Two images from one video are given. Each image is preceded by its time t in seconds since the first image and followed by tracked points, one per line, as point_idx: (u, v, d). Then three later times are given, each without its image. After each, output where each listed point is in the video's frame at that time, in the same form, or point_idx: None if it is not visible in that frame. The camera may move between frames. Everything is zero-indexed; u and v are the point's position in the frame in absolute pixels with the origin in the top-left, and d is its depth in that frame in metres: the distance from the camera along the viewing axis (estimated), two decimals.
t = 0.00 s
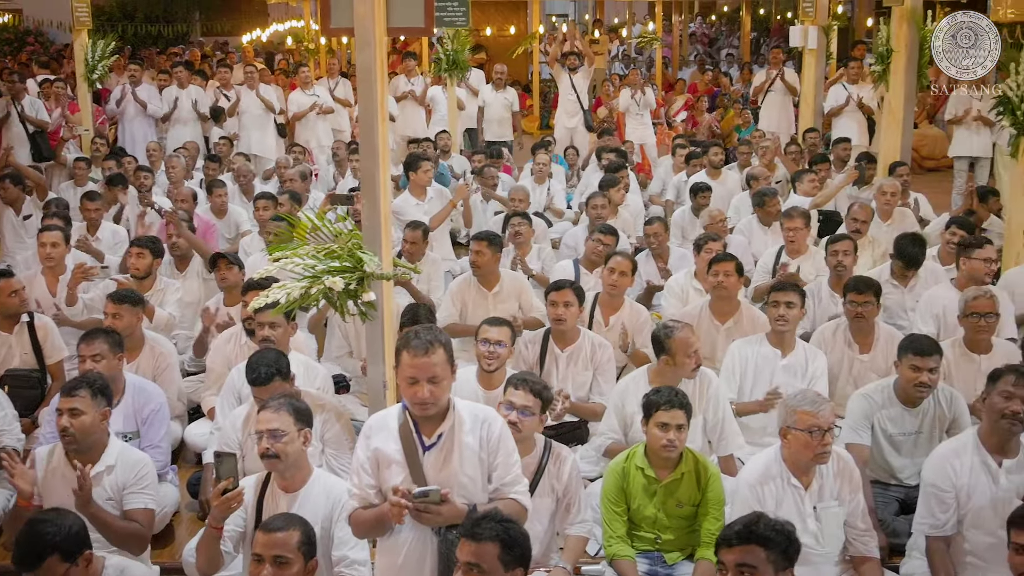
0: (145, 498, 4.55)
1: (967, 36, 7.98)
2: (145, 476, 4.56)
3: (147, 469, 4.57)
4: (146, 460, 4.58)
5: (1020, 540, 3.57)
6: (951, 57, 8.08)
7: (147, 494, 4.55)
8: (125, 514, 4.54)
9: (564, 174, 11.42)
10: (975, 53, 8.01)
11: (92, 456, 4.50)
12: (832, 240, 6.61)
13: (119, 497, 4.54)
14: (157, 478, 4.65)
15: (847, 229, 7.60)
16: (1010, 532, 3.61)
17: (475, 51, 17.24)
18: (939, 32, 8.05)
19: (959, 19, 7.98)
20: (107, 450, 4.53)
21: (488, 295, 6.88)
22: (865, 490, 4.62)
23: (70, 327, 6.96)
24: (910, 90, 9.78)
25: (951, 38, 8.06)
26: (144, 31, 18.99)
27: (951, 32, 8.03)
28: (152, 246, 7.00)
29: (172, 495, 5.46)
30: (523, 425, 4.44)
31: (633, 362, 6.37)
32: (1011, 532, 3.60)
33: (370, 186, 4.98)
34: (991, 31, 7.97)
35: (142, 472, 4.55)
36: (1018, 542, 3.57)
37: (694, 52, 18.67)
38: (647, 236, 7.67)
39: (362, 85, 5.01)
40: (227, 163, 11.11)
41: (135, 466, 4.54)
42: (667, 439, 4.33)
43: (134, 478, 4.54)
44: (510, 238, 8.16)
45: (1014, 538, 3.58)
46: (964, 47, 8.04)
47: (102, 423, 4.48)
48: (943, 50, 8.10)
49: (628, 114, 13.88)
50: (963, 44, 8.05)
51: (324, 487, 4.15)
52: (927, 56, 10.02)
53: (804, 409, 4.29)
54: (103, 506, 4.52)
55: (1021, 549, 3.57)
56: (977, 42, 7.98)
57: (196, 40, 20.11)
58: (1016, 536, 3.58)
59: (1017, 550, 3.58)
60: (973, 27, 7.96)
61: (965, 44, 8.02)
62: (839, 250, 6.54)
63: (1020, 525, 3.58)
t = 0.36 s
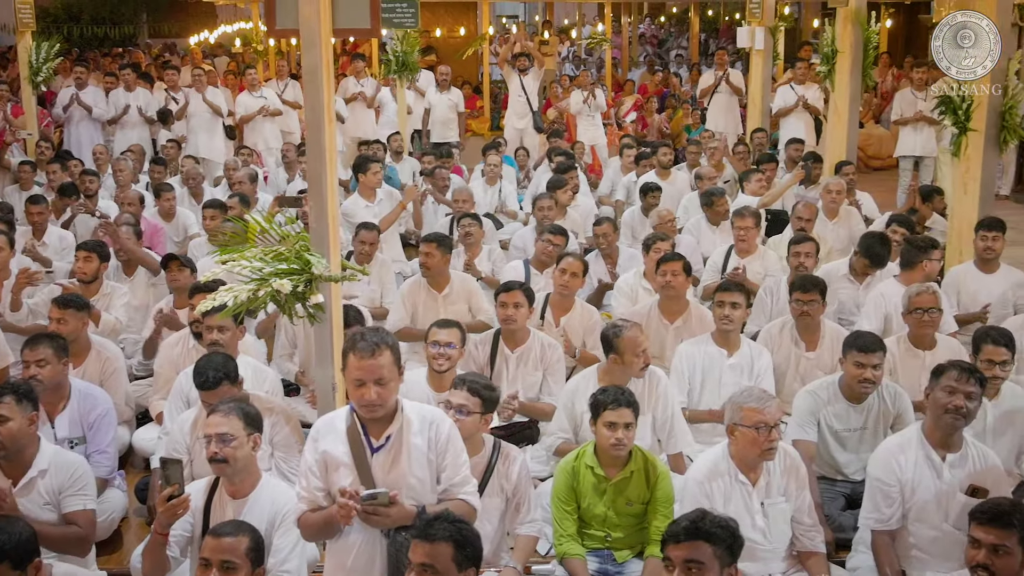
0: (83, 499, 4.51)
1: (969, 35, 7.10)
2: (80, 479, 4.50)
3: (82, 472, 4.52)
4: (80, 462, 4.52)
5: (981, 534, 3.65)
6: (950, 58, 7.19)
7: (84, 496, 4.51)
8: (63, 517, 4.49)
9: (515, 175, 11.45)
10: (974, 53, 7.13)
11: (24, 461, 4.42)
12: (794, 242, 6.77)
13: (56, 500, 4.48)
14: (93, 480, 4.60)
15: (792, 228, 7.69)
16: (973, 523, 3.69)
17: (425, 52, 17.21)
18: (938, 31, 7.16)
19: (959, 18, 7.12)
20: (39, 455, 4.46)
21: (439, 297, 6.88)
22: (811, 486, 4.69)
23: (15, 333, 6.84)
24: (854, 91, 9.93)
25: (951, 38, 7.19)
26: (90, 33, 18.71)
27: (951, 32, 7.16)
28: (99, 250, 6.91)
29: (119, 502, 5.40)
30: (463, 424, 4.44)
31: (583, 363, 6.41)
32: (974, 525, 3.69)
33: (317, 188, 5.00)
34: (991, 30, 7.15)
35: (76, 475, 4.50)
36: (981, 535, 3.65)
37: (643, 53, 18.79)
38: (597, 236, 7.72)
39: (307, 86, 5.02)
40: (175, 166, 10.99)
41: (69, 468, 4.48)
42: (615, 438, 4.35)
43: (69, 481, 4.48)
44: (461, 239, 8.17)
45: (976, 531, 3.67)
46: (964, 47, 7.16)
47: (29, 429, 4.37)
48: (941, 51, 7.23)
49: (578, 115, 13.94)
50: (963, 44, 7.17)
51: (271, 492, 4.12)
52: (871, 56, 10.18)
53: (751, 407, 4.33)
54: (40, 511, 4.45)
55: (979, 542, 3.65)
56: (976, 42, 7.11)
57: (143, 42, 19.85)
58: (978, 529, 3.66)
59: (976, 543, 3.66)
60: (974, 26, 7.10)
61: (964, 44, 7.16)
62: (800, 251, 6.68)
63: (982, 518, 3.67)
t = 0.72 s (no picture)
0: (30, 504, 4.44)
1: (967, 35, 7.17)
2: (25, 484, 4.44)
3: (27, 477, 4.45)
4: (25, 467, 4.46)
5: (944, 530, 3.71)
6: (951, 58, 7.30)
7: (31, 501, 4.44)
8: (11, 522, 4.43)
9: (471, 176, 11.46)
10: (974, 53, 7.18)
11: None
12: (752, 242, 6.83)
13: (3, 506, 4.42)
14: (40, 484, 4.53)
15: (744, 227, 7.77)
16: (938, 521, 3.74)
17: (380, 53, 17.16)
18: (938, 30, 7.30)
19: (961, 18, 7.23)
20: None
21: (395, 298, 6.86)
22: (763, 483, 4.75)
23: None
24: (807, 91, 10.04)
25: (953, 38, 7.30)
26: (41, 34, 18.43)
27: (952, 32, 7.27)
28: (49, 254, 6.82)
29: (72, 507, 5.35)
30: (416, 425, 4.45)
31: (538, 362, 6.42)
32: (938, 522, 3.74)
33: (271, 190, 4.98)
34: (991, 30, 7.12)
35: (21, 480, 4.43)
36: (945, 532, 3.71)
37: (600, 54, 18.85)
38: (554, 236, 7.74)
39: (260, 88, 5.00)
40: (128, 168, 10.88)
41: (14, 473, 4.42)
42: (569, 433, 4.37)
43: (14, 486, 4.42)
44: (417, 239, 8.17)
45: (940, 529, 3.72)
46: (964, 48, 7.24)
47: None
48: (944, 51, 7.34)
49: (535, 116, 13.97)
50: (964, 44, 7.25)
51: (222, 500, 4.07)
52: (823, 57, 10.31)
53: (704, 404, 4.36)
54: None
55: (942, 539, 3.71)
56: (976, 42, 7.17)
57: (95, 43, 19.58)
58: (943, 526, 3.72)
59: (940, 539, 3.72)
60: (973, 26, 7.15)
61: (965, 44, 7.23)
62: (756, 249, 6.75)
63: (948, 516, 3.72)
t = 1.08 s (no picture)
0: None
1: (968, 35, 8.16)
2: None
3: None
4: None
5: (896, 525, 3.65)
6: (951, 57, 8.27)
7: None
8: None
9: (419, 178, 11.44)
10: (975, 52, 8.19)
11: None
12: (693, 242, 6.89)
13: None
14: None
15: (688, 228, 7.83)
16: (884, 513, 3.69)
17: (325, 55, 17.06)
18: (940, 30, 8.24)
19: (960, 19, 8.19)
20: None
21: (341, 301, 6.81)
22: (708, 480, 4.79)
23: None
24: (749, 94, 10.16)
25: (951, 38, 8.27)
26: None
27: (951, 32, 8.24)
28: None
29: (6, 520, 5.24)
30: (361, 428, 4.42)
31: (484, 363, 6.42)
32: (885, 515, 3.68)
33: (211, 192, 4.96)
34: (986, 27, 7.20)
35: None
36: (892, 525, 3.66)
37: (547, 57, 18.91)
38: (501, 238, 7.75)
39: (199, 89, 4.97)
40: (67, 171, 10.69)
41: None
42: (514, 430, 4.37)
43: None
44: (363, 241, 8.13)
45: (887, 522, 3.67)
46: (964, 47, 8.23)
47: None
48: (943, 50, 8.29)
49: (482, 118, 13.98)
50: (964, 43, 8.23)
51: (159, 510, 4.03)
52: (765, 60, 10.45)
53: (648, 403, 4.39)
54: None
55: (893, 533, 3.66)
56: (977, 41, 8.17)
57: (31, 43, 19.22)
58: (891, 519, 3.66)
59: (889, 533, 3.67)
60: (974, 26, 8.14)
61: (965, 44, 8.21)
62: (698, 249, 6.81)
63: (896, 509, 3.66)
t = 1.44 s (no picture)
0: None
1: (967, 35, 8.50)
2: None
3: None
4: None
5: (848, 518, 3.62)
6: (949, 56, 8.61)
7: None
8: None
9: (363, 178, 11.39)
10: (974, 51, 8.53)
11: None
12: (633, 240, 6.92)
13: None
14: None
15: (632, 226, 7.87)
16: (834, 505, 3.66)
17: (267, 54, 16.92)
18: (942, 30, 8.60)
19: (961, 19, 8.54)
20: None
21: (283, 303, 6.75)
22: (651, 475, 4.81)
23: None
24: (691, 93, 10.24)
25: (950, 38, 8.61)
26: None
27: (951, 33, 8.59)
28: None
29: None
30: (302, 430, 4.39)
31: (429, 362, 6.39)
32: (834, 508, 3.65)
33: (147, 193, 4.90)
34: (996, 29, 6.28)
35: None
36: (842, 518, 3.63)
37: (492, 56, 18.93)
38: (445, 238, 7.73)
39: (134, 89, 4.90)
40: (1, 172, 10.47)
41: None
42: (454, 427, 4.37)
43: None
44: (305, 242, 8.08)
45: (837, 514, 3.64)
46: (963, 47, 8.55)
47: None
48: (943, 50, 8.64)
49: (426, 117, 13.95)
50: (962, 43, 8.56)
51: (96, 516, 3.97)
52: (706, 60, 10.54)
53: (589, 402, 4.40)
54: None
55: (844, 526, 3.62)
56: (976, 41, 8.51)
57: None
58: (841, 512, 3.63)
59: (839, 525, 3.63)
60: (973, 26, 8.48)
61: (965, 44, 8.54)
62: (639, 247, 6.85)
63: (846, 502, 3.63)
